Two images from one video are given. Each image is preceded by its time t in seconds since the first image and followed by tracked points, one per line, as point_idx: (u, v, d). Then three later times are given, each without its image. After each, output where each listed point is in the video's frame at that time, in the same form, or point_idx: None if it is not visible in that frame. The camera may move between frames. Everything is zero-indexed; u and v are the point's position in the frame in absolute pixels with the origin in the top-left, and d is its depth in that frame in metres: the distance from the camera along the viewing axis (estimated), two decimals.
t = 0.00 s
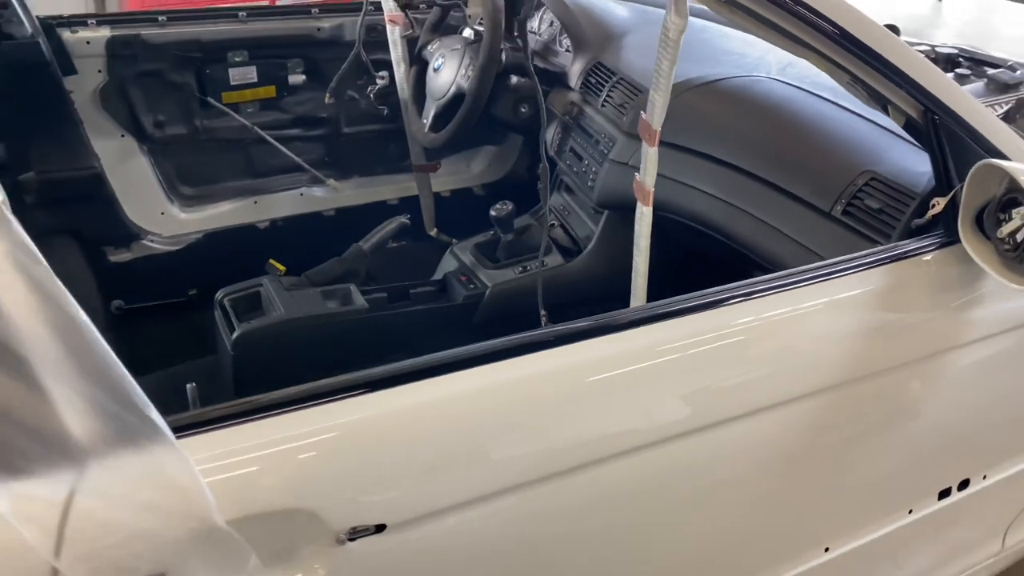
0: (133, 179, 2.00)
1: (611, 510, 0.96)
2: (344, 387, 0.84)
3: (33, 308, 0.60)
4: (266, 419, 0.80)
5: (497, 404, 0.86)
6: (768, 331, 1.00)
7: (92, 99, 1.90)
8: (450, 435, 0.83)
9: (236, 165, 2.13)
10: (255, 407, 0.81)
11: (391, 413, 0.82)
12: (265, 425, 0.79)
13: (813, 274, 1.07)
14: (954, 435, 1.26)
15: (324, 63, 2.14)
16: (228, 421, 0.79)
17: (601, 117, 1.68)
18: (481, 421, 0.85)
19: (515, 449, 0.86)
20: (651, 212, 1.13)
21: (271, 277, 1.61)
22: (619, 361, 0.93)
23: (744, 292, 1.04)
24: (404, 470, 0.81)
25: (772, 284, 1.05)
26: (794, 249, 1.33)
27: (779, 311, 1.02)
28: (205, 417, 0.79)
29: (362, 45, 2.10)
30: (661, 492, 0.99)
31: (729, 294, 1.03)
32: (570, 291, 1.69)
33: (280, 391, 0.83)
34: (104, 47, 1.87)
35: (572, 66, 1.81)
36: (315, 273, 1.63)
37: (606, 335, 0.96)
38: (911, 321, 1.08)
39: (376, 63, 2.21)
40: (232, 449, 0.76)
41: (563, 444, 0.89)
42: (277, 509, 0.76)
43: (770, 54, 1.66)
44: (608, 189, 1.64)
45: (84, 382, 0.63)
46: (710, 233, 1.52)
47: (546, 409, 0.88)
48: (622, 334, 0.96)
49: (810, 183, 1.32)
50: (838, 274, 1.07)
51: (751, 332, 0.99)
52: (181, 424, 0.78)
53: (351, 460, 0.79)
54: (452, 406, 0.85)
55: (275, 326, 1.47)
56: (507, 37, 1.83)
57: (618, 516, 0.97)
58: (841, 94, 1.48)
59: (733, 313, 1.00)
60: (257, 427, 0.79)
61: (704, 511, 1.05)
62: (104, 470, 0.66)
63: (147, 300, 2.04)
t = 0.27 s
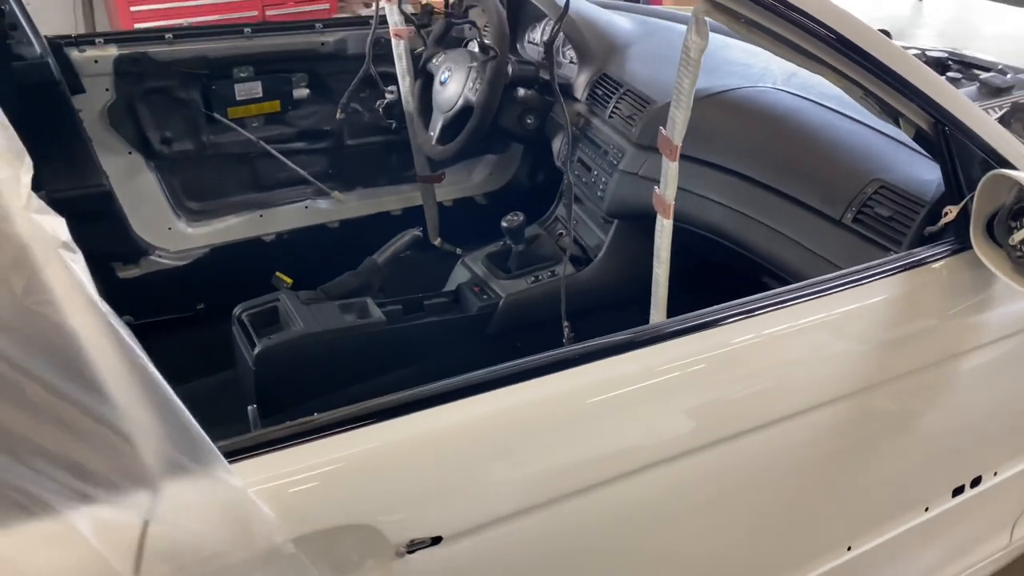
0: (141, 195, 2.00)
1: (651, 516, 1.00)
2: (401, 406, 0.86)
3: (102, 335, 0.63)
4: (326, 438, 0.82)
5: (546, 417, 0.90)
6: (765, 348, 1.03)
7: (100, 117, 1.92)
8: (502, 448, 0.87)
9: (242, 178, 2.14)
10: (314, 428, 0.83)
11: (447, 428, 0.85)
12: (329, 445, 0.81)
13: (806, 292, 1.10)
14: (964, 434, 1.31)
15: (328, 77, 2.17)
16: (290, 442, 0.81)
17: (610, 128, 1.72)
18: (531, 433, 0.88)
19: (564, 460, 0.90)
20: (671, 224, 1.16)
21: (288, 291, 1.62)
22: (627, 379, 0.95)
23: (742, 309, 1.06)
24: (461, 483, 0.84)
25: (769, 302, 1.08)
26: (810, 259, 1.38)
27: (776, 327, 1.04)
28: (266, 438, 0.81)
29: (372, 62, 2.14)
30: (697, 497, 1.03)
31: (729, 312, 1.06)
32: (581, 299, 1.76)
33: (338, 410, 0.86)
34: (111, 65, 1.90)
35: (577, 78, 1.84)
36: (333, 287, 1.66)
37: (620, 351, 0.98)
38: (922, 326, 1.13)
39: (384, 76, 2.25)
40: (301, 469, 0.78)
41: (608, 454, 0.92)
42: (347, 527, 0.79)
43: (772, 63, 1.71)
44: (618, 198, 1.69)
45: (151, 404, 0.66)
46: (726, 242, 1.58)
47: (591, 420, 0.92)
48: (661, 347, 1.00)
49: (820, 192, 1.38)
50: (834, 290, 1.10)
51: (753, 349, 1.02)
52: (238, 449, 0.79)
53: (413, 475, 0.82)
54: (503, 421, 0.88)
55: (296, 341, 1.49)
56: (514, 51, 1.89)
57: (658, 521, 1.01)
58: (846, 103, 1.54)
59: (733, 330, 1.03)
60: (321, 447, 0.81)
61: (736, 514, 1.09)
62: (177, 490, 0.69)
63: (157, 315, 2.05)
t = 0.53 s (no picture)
0: (142, 206, 2.01)
1: (662, 510, 1.05)
2: (428, 406, 0.91)
3: (144, 345, 0.66)
4: (360, 438, 0.86)
5: (562, 417, 0.94)
6: (757, 351, 1.06)
7: (100, 128, 1.93)
8: (522, 447, 0.91)
9: (241, 188, 2.16)
10: (346, 430, 0.87)
11: (470, 429, 0.89)
12: (366, 444, 0.86)
13: (794, 295, 1.13)
14: (961, 424, 1.35)
15: (325, 86, 2.19)
16: (325, 444, 0.85)
17: (607, 134, 1.77)
18: (547, 433, 0.92)
19: (580, 458, 0.94)
20: (675, 226, 1.19)
21: (294, 298, 1.64)
22: (625, 385, 0.98)
23: (733, 313, 1.10)
24: (483, 481, 0.88)
25: (759, 306, 1.11)
26: (809, 259, 1.43)
27: (767, 330, 1.08)
28: (299, 442, 0.85)
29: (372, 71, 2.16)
30: (707, 490, 1.07)
31: (721, 316, 1.09)
32: (583, 299, 1.81)
33: (371, 411, 0.90)
34: (111, 78, 1.91)
35: (573, 84, 1.88)
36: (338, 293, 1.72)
37: (622, 355, 1.02)
38: (919, 322, 1.17)
39: (384, 84, 2.29)
40: (337, 468, 0.83)
41: (621, 451, 0.96)
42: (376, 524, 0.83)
43: (764, 67, 1.77)
44: (617, 201, 1.75)
45: (192, 410, 0.69)
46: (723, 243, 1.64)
47: (605, 420, 0.96)
48: (673, 346, 1.04)
49: (816, 192, 1.43)
50: (822, 292, 1.14)
51: (751, 350, 1.06)
52: (277, 450, 0.84)
53: (438, 473, 0.86)
54: (522, 421, 0.92)
55: (305, 348, 1.51)
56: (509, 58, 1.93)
57: (669, 515, 1.05)
58: (839, 106, 1.59)
59: (726, 334, 1.06)
60: (356, 446, 0.85)
61: (744, 507, 1.13)
62: (218, 493, 0.71)
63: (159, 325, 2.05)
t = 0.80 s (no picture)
0: (136, 217, 2.02)
1: (663, 513, 1.07)
2: (438, 412, 0.93)
3: (161, 357, 0.67)
4: (374, 444, 0.88)
5: (566, 422, 0.96)
6: (748, 357, 1.08)
7: (95, 141, 1.94)
8: (526, 452, 0.93)
9: (234, 198, 2.16)
10: (359, 437, 0.89)
11: (477, 435, 0.91)
12: (379, 450, 0.88)
13: (784, 300, 1.15)
14: (953, 423, 1.38)
15: (318, 96, 2.20)
16: (342, 449, 0.87)
17: (600, 141, 1.80)
18: (551, 438, 0.94)
19: (582, 462, 0.96)
20: (671, 233, 1.21)
21: (292, 307, 1.65)
22: (620, 391, 1.00)
23: (723, 320, 1.12)
24: (488, 487, 0.90)
25: (751, 312, 1.13)
26: (803, 264, 1.46)
27: (757, 337, 1.09)
28: (313, 450, 0.87)
29: (367, 81, 2.18)
30: (706, 491, 1.10)
31: (713, 323, 1.11)
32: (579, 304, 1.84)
33: (386, 417, 0.92)
34: (106, 90, 1.91)
35: (566, 92, 1.91)
36: (336, 301, 1.81)
37: (619, 362, 1.03)
38: (911, 324, 1.20)
39: (378, 93, 2.30)
40: (350, 475, 0.85)
41: (622, 455, 0.99)
42: (385, 528, 0.85)
43: (755, 74, 1.80)
44: (611, 208, 1.78)
45: (208, 421, 0.70)
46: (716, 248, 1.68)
47: (606, 425, 0.98)
48: (674, 351, 1.06)
49: (807, 198, 1.47)
50: (812, 298, 1.16)
51: (748, 354, 1.08)
52: (296, 454, 0.86)
53: (445, 478, 0.88)
54: (527, 426, 0.94)
55: (305, 356, 1.52)
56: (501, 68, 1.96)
57: (669, 516, 1.08)
58: (828, 113, 1.62)
59: (718, 340, 1.08)
60: (372, 451, 0.87)
61: (743, 508, 1.16)
62: (233, 502, 0.72)
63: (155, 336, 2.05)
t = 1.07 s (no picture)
0: (132, 227, 2.02)
1: (663, 517, 1.08)
2: (440, 419, 0.94)
3: (170, 367, 0.68)
4: (379, 451, 0.89)
5: (567, 428, 0.97)
6: (742, 363, 1.09)
7: (91, 152, 1.94)
8: (529, 457, 0.94)
9: (230, 208, 2.17)
10: (363, 444, 0.90)
11: (480, 441, 0.93)
12: (384, 457, 0.89)
13: (778, 307, 1.17)
14: (947, 426, 1.40)
15: (314, 106, 2.22)
16: (348, 456, 0.88)
17: (596, 150, 1.82)
18: (552, 443, 0.96)
19: (583, 467, 0.97)
20: (668, 239, 1.23)
21: (291, 317, 1.66)
22: (618, 397, 1.01)
23: (717, 327, 1.13)
24: (490, 492, 0.92)
25: (745, 319, 1.14)
26: (797, 270, 1.48)
27: (751, 343, 1.11)
28: (320, 457, 0.88)
29: (363, 91, 2.20)
30: (704, 494, 1.11)
31: (707, 329, 1.12)
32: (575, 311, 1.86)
33: (390, 424, 0.93)
34: (103, 101, 1.92)
35: (560, 101, 1.94)
36: (335, 310, 1.83)
37: (616, 369, 1.04)
38: (904, 328, 1.22)
39: (375, 103, 2.32)
40: (355, 482, 0.86)
41: (622, 459, 1.00)
42: (390, 533, 0.86)
43: (748, 83, 1.83)
44: (606, 216, 1.80)
45: (216, 430, 0.71)
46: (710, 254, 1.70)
47: (607, 430, 0.99)
48: (671, 357, 1.07)
49: (800, 205, 1.49)
50: (804, 305, 1.17)
51: (744, 360, 1.10)
52: (302, 460, 0.87)
53: (448, 484, 0.90)
54: (530, 432, 0.95)
55: (304, 364, 1.52)
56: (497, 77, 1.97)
57: (669, 520, 1.09)
58: (820, 120, 1.65)
59: (712, 347, 1.10)
60: (376, 459, 0.88)
61: (741, 512, 1.17)
62: (241, 509, 0.73)
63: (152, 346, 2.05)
